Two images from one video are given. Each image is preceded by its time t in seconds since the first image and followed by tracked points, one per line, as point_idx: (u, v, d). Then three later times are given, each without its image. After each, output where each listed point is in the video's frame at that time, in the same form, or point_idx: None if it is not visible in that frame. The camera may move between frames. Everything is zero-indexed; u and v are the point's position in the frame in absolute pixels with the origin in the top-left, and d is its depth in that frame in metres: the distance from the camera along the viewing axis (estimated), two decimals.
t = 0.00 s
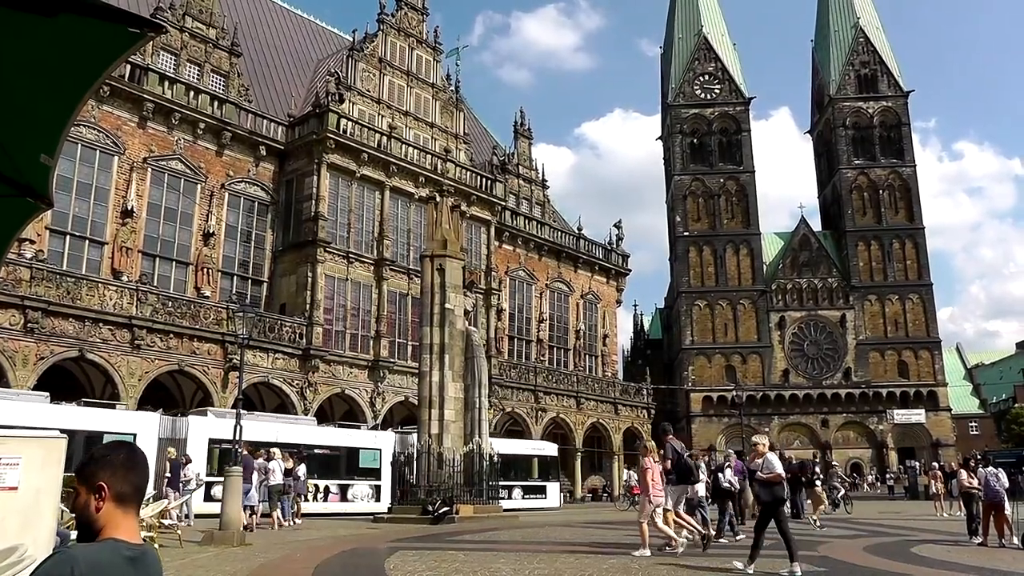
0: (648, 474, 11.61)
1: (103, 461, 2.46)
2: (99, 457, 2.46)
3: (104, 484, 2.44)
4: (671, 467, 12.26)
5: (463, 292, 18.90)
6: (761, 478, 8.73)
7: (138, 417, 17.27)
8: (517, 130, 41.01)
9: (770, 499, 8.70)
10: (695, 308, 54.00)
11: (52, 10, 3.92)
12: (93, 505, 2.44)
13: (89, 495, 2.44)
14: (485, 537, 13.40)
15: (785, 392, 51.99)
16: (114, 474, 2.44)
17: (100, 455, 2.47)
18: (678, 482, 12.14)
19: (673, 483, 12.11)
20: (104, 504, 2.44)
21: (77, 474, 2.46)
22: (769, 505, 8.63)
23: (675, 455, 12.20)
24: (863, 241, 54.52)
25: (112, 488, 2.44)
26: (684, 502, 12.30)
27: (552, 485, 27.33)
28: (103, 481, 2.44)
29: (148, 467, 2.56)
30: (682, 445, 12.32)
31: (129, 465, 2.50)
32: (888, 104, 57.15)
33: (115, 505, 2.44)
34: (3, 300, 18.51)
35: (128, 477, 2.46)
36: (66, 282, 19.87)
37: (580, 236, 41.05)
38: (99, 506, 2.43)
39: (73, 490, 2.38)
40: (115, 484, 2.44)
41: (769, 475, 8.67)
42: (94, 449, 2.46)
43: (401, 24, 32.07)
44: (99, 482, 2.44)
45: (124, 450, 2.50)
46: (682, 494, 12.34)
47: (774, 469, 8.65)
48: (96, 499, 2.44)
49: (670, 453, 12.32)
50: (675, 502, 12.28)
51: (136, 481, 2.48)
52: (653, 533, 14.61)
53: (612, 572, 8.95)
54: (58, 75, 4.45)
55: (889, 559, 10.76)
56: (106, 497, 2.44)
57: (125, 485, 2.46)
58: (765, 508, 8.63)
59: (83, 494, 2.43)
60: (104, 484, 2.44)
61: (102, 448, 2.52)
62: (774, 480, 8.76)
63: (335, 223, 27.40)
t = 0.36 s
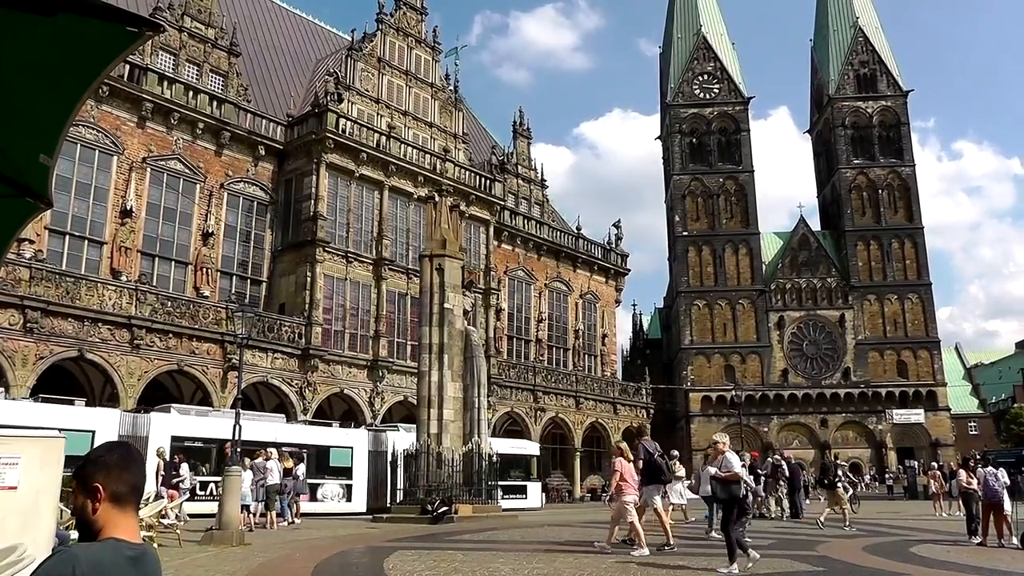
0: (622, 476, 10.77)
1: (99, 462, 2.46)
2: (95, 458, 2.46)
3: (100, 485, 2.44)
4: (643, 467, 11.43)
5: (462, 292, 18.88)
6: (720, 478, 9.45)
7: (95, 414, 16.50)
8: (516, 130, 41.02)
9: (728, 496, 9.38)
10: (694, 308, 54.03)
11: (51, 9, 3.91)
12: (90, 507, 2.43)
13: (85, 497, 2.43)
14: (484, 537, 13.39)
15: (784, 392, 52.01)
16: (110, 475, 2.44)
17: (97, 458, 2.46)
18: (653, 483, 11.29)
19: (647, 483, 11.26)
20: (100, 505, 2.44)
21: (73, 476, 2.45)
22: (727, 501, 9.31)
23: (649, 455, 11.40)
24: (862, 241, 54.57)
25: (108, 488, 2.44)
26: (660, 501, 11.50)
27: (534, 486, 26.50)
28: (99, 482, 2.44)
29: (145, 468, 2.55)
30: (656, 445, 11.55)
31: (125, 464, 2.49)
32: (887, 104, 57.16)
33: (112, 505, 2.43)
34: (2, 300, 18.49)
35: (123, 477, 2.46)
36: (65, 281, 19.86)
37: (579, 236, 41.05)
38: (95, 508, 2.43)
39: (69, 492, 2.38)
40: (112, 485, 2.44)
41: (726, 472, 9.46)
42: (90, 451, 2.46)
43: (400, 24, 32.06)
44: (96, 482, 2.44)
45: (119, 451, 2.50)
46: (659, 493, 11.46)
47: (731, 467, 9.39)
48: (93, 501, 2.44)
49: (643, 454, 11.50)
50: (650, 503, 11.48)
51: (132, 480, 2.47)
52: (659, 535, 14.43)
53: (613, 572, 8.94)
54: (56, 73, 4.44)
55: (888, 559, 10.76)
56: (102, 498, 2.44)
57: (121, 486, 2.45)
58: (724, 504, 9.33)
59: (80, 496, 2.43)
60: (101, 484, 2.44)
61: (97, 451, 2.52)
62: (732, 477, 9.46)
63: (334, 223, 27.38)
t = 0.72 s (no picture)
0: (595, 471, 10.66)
1: (98, 463, 2.45)
2: (94, 459, 2.45)
3: (100, 485, 2.43)
4: (618, 465, 11.38)
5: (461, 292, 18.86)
6: (682, 479, 9.43)
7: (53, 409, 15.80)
8: (516, 129, 41.03)
9: (691, 498, 9.36)
10: (693, 308, 54.06)
11: (49, 8, 3.90)
12: (88, 507, 2.43)
13: (85, 497, 2.43)
14: (483, 536, 13.36)
15: (784, 391, 52.01)
16: (109, 474, 2.44)
17: (96, 459, 2.46)
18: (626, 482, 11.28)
19: (621, 482, 11.25)
20: (99, 505, 2.43)
21: (74, 476, 2.45)
22: (691, 505, 9.24)
23: (625, 454, 11.36)
24: (861, 241, 54.60)
25: (108, 488, 2.43)
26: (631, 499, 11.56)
27: (513, 485, 25.39)
28: (98, 483, 2.43)
29: (142, 468, 2.54)
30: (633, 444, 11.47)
31: (124, 464, 2.49)
32: (886, 104, 57.16)
33: (111, 504, 2.43)
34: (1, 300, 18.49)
35: (124, 476, 2.45)
36: (65, 281, 19.85)
37: (578, 236, 41.03)
38: (95, 507, 2.43)
39: (69, 493, 2.37)
40: (113, 484, 2.44)
41: (689, 474, 9.41)
42: (89, 452, 2.46)
43: (400, 23, 32.05)
44: (96, 482, 2.43)
45: (119, 450, 2.50)
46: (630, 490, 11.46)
47: (694, 470, 9.34)
48: (92, 500, 2.43)
49: (619, 451, 11.48)
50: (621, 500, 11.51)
51: (131, 479, 2.47)
52: (661, 535, 14.44)
53: (613, 572, 8.92)
54: (56, 73, 4.44)
55: (886, 558, 10.75)
56: (101, 498, 2.44)
57: (122, 486, 2.45)
58: (686, 508, 9.28)
59: (80, 497, 2.42)
60: (101, 484, 2.43)
61: (95, 451, 2.51)
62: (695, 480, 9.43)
63: (334, 222, 27.37)
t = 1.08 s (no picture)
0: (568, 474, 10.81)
1: (98, 463, 2.45)
2: (92, 459, 2.44)
3: (99, 484, 2.42)
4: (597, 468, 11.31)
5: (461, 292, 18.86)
6: (647, 477, 9.39)
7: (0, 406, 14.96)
8: (516, 129, 41.06)
9: (656, 494, 9.34)
10: (692, 308, 54.06)
11: (48, 6, 3.90)
12: (87, 506, 2.42)
13: (85, 497, 2.42)
14: (483, 536, 13.35)
15: (783, 391, 52.02)
16: (107, 473, 2.43)
17: (95, 459, 2.46)
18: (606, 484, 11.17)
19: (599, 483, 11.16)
20: (98, 504, 2.42)
21: (72, 477, 2.45)
22: (656, 501, 9.26)
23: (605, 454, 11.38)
24: (861, 241, 54.61)
25: (107, 487, 2.42)
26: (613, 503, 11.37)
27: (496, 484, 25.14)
28: (97, 482, 2.42)
29: (141, 466, 2.53)
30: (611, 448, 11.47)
31: (123, 464, 2.49)
32: (886, 104, 57.16)
33: (110, 504, 2.42)
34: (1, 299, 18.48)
35: (122, 476, 2.44)
36: (64, 280, 19.83)
37: (578, 236, 41.04)
38: (94, 508, 2.42)
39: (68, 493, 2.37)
40: (112, 485, 2.42)
41: (654, 473, 9.39)
42: (86, 452, 2.46)
43: (400, 23, 32.04)
44: (95, 482, 2.42)
45: (120, 450, 2.50)
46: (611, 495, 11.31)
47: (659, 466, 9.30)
48: (91, 499, 2.42)
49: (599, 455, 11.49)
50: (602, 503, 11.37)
51: (130, 478, 2.46)
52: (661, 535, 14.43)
53: (613, 572, 8.91)
54: (55, 73, 4.45)
55: (885, 558, 10.77)
56: (100, 498, 2.42)
57: (121, 485, 2.44)
58: (651, 504, 9.29)
59: (78, 497, 2.41)
60: (99, 484, 2.42)
61: (94, 451, 2.50)
62: (660, 478, 9.45)
63: (333, 222, 27.37)
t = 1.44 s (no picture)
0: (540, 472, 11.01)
1: (98, 464, 2.45)
2: (92, 460, 2.45)
3: (98, 485, 2.41)
4: (570, 465, 11.09)
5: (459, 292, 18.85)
6: (611, 475, 9.68)
7: None
8: (515, 129, 41.06)
9: (617, 493, 9.63)
10: (692, 307, 54.07)
11: (45, 6, 3.90)
12: (87, 507, 2.42)
13: (84, 498, 2.42)
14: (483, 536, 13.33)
15: (783, 391, 52.03)
16: (107, 475, 2.43)
17: (95, 460, 2.46)
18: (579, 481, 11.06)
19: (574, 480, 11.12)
20: (99, 505, 2.42)
21: (72, 478, 2.45)
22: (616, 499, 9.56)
23: (577, 454, 11.02)
24: (860, 240, 54.64)
25: (106, 488, 2.42)
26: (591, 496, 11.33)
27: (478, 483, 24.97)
28: (97, 483, 2.41)
29: (141, 467, 2.53)
30: (586, 444, 11.08)
31: (123, 464, 2.48)
32: (885, 103, 57.17)
33: (110, 504, 2.42)
34: None
35: (121, 478, 2.44)
36: (63, 281, 19.82)
37: (577, 235, 41.02)
38: (94, 508, 2.42)
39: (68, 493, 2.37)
40: (110, 486, 2.42)
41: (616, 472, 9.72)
42: (86, 453, 2.46)
43: (398, 23, 32.01)
44: (94, 482, 2.42)
45: (119, 450, 2.49)
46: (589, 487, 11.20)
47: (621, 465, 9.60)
48: (90, 500, 2.42)
49: (571, 451, 11.13)
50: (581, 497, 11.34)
51: (130, 479, 2.46)
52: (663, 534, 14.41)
53: (614, 572, 8.89)
54: (53, 73, 4.44)
55: (886, 557, 10.76)
56: (100, 498, 2.42)
57: (120, 486, 2.44)
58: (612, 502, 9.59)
59: (79, 497, 2.41)
60: (99, 484, 2.42)
61: (94, 452, 2.51)
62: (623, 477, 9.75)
63: (332, 222, 27.37)
